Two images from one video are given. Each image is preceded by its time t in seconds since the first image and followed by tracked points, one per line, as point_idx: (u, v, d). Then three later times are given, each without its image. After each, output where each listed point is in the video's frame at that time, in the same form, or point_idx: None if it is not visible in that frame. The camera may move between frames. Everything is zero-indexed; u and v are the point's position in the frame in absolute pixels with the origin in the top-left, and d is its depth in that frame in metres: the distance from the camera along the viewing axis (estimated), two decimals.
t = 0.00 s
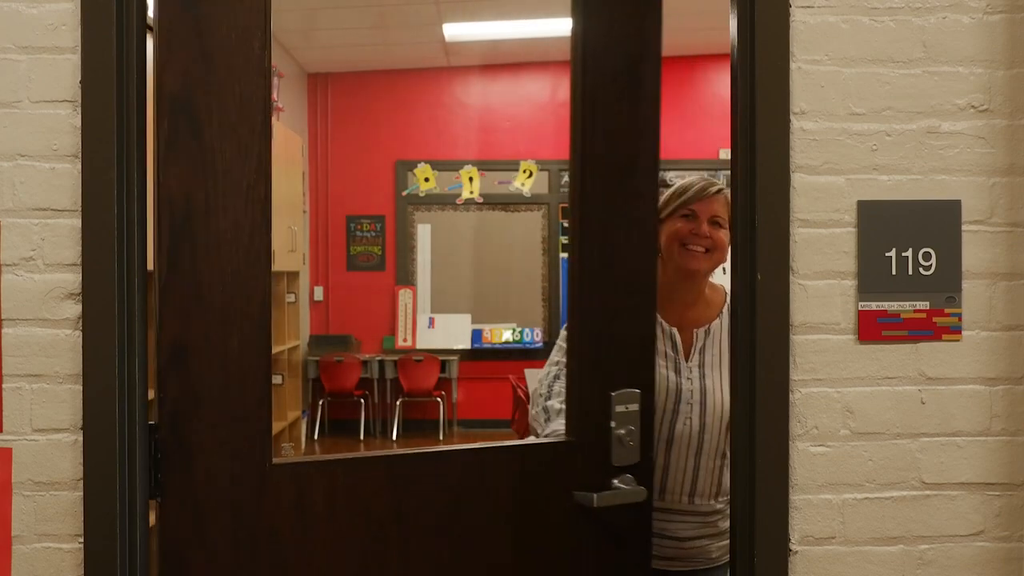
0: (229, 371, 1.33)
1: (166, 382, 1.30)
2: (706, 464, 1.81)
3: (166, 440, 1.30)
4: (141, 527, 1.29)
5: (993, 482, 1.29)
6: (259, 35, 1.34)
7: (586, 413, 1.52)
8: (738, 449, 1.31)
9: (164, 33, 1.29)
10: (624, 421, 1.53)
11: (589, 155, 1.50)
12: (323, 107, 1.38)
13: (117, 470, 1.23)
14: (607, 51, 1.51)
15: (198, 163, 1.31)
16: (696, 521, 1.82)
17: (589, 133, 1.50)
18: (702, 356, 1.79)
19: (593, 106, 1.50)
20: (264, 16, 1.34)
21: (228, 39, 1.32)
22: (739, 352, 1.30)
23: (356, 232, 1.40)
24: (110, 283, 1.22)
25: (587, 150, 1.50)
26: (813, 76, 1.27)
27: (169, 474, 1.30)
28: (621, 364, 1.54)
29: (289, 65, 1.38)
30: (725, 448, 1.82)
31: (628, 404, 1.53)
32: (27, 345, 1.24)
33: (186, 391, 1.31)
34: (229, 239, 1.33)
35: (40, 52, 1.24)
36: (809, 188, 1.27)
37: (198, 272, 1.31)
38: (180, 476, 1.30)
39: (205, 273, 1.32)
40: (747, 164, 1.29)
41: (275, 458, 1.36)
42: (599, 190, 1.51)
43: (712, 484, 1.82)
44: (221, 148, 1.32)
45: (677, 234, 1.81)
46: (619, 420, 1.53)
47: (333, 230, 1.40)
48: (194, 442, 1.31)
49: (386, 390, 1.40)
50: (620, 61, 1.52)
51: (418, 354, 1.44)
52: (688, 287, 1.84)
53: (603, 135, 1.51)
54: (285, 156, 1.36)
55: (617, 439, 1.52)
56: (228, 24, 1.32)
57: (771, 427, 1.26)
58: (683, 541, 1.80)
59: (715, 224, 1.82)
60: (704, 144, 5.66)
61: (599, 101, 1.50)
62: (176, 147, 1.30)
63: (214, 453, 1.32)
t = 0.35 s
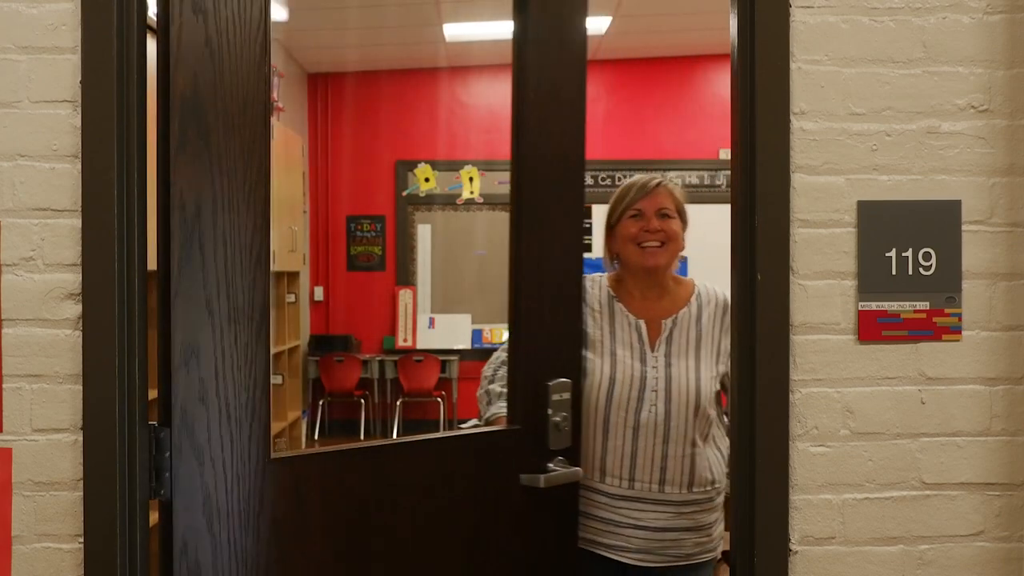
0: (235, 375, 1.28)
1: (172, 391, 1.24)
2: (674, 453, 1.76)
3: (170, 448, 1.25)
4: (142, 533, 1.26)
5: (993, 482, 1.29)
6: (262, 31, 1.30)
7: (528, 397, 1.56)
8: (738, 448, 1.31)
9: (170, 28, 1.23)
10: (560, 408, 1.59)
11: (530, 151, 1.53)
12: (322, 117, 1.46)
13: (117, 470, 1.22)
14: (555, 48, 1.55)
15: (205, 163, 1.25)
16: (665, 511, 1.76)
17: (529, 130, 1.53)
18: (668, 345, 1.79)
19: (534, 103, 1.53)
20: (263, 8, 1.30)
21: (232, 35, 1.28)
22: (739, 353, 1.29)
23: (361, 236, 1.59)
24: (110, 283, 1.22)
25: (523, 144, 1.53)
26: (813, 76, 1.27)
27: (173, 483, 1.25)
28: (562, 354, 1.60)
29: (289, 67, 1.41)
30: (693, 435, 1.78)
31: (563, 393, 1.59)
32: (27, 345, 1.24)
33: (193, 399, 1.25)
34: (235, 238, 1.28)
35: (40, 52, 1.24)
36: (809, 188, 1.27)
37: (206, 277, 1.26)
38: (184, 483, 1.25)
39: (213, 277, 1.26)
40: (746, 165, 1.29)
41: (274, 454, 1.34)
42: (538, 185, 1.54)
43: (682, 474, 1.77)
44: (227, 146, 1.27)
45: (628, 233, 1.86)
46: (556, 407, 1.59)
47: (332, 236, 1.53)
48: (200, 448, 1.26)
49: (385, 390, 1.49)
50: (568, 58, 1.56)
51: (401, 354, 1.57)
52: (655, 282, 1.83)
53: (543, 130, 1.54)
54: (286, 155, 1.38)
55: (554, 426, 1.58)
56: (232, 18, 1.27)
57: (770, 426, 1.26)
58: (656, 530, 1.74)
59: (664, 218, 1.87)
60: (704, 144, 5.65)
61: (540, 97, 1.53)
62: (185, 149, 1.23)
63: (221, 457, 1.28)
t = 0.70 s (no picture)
0: (236, 374, 1.28)
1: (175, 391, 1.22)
2: (625, 446, 1.74)
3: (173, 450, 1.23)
4: (140, 536, 1.24)
5: (993, 482, 1.29)
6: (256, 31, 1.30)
7: (470, 391, 1.59)
8: (738, 448, 1.31)
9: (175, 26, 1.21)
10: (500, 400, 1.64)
11: (475, 149, 1.54)
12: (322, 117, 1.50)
13: (117, 470, 1.21)
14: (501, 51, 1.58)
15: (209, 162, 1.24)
16: (622, 505, 1.74)
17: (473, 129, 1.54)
18: (612, 341, 1.78)
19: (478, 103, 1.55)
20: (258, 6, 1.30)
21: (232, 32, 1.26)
22: (739, 354, 1.29)
23: (357, 235, 1.59)
24: (110, 283, 1.22)
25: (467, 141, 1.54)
26: (813, 76, 1.27)
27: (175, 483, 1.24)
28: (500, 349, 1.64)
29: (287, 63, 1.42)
30: (644, 427, 1.75)
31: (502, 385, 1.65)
32: (27, 345, 1.24)
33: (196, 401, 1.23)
34: (236, 238, 1.28)
35: (40, 52, 1.24)
36: (809, 188, 1.27)
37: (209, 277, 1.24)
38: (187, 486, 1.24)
39: (213, 275, 1.25)
40: (746, 165, 1.29)
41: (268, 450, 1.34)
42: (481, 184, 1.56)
43: (636, 467, 1.74)
44: (229, 145, 1.26)
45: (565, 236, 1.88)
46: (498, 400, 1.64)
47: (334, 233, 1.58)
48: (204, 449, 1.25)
49: (386, 391, 1.50)
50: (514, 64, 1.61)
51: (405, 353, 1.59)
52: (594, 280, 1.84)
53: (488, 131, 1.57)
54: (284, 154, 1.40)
55: (496, 418, 1.63)
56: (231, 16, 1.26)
57: (770, 426, 1.26)
58: (614, 527, 1.73)
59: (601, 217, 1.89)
60: (704, 144, 5.66)
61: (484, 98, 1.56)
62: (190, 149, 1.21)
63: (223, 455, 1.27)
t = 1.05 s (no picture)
0: (235, 371, 1.29)
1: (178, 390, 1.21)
2: (598, 446, 1.65)
3: (176, 450, 1.22)
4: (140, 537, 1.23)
5: (993, 482, 1.29)
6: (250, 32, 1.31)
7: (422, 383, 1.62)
8: (738, 447, 1.31)
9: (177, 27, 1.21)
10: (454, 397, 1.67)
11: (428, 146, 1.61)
12: (323, 118, 1.49)
13: (117, 469, 1.21)
14: (451, 72, 1.67)
15: (210, 161, 1.24)
16: (592, 506, 1.65)
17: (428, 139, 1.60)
18: (594, 337, 1.70)
19: (432, 117, 1.62)
20: (251, 10, 1.31)
21: (229, 31, 1.27)
22: (738, 353, 1.30)
23: (357, 234, 1.55)
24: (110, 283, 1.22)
25: (421, 148, 1.60)
26: (813, 75, 1.27)
27: (176, 483, 1.22)
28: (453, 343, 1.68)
29: (287, 63, 1.41)
30: (620, 427, 1.66)
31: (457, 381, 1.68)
32: (27, 345, 1.25)
33: (198, 401, 1.23)
34: (234, 237, 1.29)
35: (40, 52, 1.24)
36: (809, 188, 1.27)
37: (210, 275, 1.25)
38: (190, 484, 1.23)
39: (212, 273, 1.25)
40: (746, 165, 1.29)
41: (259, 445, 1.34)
42: (434, 191, 1.62)
43: (609, 469, 1.65)
44: (227, 144, 1.27)
45: (548, 243, 1.78)
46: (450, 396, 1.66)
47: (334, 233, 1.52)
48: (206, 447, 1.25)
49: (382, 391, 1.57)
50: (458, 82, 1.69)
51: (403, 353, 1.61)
52: (580, 287, 1.74)
53: (439, 139, 1.63)
54: (285, 154, 1.41)
55: (449, 413, 1.66)
56: (229, 18, 1.27)
57: (770, 425, 1.26)
58: (583, 527, 1.64)
59: (583, 222, 1.80)
60: (704, 143, 5.65)
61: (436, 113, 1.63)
62: (191, 147, 1.21)
63: (223, 453, 1.27)
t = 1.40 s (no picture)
0: (234, 371, 1.29)
1: (180, 388, 1.22)
2: (595, 448, 1.64)
3: (176, 450, 1.23)
4: (139, 536, 1.23)
5: (993, 482, 1.29)
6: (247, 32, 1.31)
7: (414, 387, 1.60)
8: (737, 447, 1.31)
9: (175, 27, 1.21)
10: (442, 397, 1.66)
11: (418, 145, 1.60)
12: (321, 119, 1.49)
13: (118, 469, 1.21)
14: (440, 74, 1.66)
15: (210, 161, 1.25)
16: (593, 510, 1.65)
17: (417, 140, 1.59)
18: (587, 340, 1.69)
19: (420, 118, 1.60)
20: (251, 10, 1.32)
21: (229, 31, 1.27)
22: (737, 353, 1.30)
23: (357, 233, 1.54)
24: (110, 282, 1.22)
25: (409, 147, 1.59)
26: (813, 76, 1.27)
27: (177, 483, 1.22)
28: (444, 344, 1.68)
29: (287, 64, 1.42)
30: (617, 429, 1.65)
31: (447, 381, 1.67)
32: (27, 345, 1.25)
33: (199, 400, 1.24)
34: (234, 237, 1.29)
35: (40, 52, 1.24)
36: (809, 188, 1.27)
37: (210, 275, 1.25)
38: (190, 484, 1.23)
39: (212, 273, 1.25)
40: (746, 164, 1.29)
41: (259, 445, 1.34)
42: (422, 191, 1.61)
43: (607, 472, 1.64)
44: (227, 144, 1.27)
45: (538, 250, 1.76)
46: (438, 395, 1.65)
47: (333, 233, 1.52)
48: (205, 446, 1.25)
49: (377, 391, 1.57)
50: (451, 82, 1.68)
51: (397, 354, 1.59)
52: (571, 294, 1.73)
53: (428, 140, 1.62)
54: (284, 154, 1.41)
55: (438, 413, 1.65)
56: (228, 18, 1.27)
57: (771, 425, 1.27)
58: (584, 532, 1.64)
59: (573, 228, 1.79)
60: (704, 143, 5.65)
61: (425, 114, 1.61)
62: (190, 146, 1.21)
63: (224, 454, 1.28)
